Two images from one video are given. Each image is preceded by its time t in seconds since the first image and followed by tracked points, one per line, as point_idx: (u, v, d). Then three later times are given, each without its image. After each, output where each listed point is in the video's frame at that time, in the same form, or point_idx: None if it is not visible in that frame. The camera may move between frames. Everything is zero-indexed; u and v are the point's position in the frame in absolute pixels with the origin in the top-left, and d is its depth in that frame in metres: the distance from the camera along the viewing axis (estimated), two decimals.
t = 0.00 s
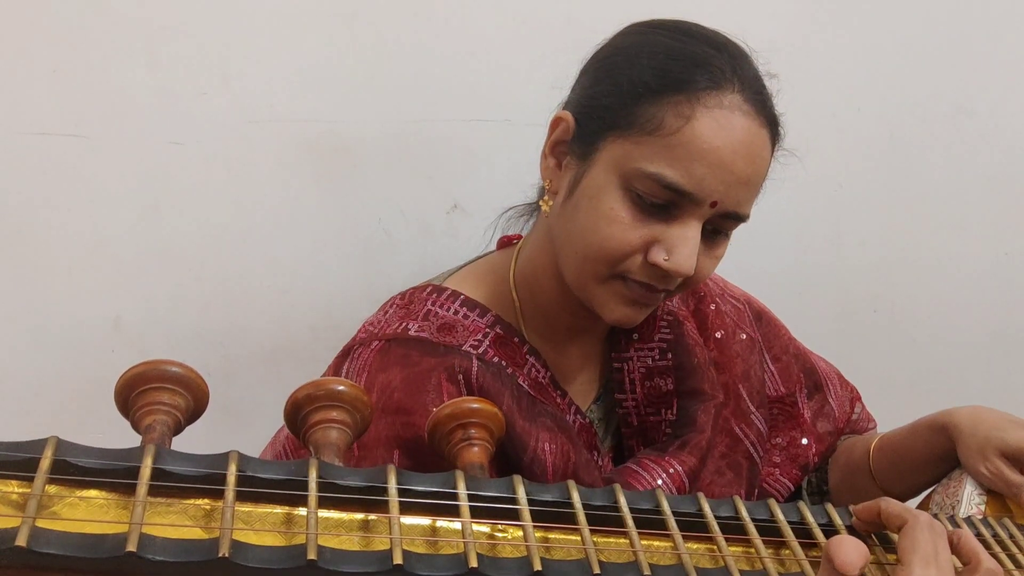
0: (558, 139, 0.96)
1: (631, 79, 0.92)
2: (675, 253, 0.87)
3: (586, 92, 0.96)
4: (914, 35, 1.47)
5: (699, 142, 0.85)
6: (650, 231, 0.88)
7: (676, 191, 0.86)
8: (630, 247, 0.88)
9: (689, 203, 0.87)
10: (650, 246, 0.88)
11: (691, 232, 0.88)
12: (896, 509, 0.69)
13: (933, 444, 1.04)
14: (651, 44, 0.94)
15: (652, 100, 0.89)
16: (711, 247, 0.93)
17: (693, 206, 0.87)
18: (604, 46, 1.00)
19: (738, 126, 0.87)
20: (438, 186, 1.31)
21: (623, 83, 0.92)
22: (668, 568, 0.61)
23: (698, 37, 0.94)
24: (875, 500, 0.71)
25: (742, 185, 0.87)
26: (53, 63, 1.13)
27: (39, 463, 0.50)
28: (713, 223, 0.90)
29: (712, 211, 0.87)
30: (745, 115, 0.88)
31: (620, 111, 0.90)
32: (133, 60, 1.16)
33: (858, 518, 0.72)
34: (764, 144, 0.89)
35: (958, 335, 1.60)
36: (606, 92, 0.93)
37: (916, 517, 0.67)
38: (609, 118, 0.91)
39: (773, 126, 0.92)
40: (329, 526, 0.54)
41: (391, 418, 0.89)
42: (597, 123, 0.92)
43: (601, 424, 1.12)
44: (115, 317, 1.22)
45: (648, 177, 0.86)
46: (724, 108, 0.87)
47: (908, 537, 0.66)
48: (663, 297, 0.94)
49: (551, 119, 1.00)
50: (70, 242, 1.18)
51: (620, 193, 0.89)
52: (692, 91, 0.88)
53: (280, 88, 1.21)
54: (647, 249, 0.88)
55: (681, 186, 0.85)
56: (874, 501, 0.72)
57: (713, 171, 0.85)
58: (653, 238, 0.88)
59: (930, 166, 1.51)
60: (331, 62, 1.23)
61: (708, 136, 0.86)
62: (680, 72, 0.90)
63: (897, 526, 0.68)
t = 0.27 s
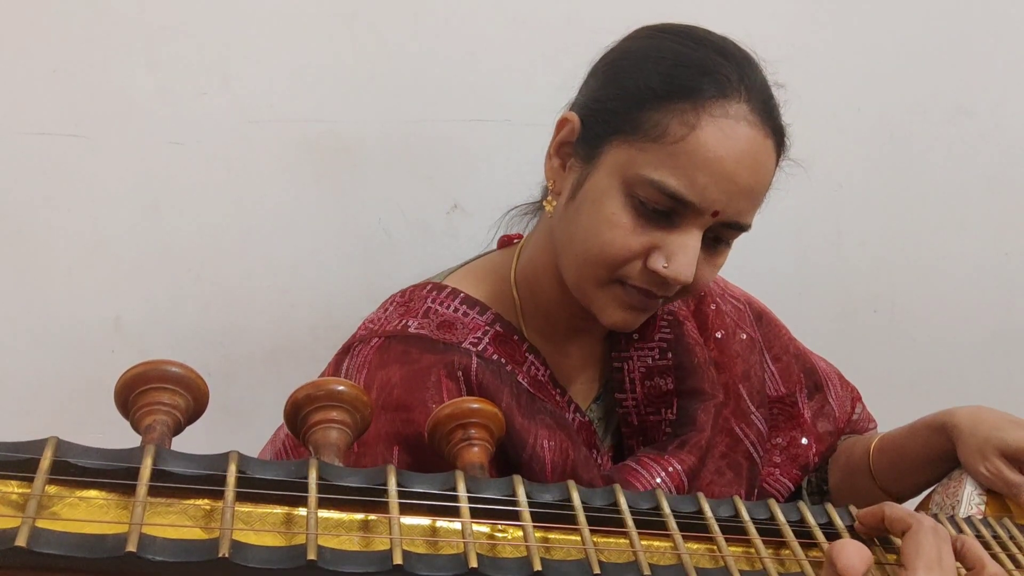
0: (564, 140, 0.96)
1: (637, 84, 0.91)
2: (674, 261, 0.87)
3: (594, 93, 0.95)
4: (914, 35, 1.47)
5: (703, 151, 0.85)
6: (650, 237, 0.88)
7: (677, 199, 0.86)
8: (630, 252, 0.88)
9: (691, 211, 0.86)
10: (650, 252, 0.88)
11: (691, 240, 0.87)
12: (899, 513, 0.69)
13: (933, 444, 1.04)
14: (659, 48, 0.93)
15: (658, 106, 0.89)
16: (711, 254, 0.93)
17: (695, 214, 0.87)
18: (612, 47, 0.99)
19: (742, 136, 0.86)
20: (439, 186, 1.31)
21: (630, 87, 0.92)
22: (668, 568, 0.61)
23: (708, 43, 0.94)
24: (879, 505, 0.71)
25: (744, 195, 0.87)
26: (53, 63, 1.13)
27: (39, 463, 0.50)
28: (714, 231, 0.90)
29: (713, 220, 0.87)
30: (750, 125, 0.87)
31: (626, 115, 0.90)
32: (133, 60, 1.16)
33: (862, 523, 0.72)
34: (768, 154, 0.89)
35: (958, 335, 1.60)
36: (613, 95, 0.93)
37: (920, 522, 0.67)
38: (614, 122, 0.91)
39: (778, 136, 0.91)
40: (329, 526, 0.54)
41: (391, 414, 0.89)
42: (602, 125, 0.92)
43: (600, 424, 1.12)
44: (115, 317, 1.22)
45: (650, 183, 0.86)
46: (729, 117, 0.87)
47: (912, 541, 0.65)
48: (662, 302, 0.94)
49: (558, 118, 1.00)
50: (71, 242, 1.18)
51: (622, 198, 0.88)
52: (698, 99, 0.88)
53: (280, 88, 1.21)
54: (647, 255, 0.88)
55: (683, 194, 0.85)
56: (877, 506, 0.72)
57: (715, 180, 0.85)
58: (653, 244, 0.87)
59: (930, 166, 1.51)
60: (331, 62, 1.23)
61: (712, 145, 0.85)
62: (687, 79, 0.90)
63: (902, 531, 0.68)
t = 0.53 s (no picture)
0: (568, 140, 0.96)
1: (643, 89, 0.91)
2: (673, 268, 0.87)
3: (600, 94, 0.95)
4: (914, 35, 1.47)
5: (706, 160, 0.85)
6: (649, 243, 0.88)
7: (677, 207, 0.86)
8: (630, 258, 0.88)
9: (690, 219, 0.86)
10: (649, 258, 0.88)
11: (690, 247, 0.87)
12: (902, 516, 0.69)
13: (933, 445, 1.04)
14: (666, 53, 0.93)
15: (663, 113, 0.88)
16: (710, 262, 0.93)
17: (694, 222, 0.86)
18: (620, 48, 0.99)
19: (746, 146, 0.86)
20: (439, 186, 1.31)
21: (636, 91, 0.92)
22: (668, 568, 0.61)
23: (717, 51, 0.93)
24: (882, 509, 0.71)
25: (744, 204, 0.87)
26: (53, 63, 1.13)
27: (39, 463, 0.50)
28: (714, 239, 0.90)
29: (712, 229, 0.87)
30: (754, 135, 0.87)
31: (630, 120, 0.90)
32: (133, 60, 1.16)
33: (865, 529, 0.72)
34: (771, 164, 0.88)
35: (958, 335, 1.60)
36: (618, 99, 0.93)
37: (924, 525, 0.68)
38: (618, 126, 0.91)
39: (782, 146, 0.91)
40: (329, 526, 0.54)
41: (390, 412, 0.89)
42: (606, 127, 0.92)
43: (600, 423, 1.12)
44: (115, 317, 1.22)
45: (651, 189, 0.86)
46: (733, 126, 0.87)
47: (917, 545, 0.66)
48: (659, 307, 0.94)
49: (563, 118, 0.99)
50: (71, 242, 1.18)
51: (623, 203, 0.88)
52: (703, 107, 0.87)
53: (280, 87, 1.21)
54: (645, 261, 0.88)
55: (683, 202, 0.85)
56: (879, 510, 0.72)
57: (716, 189, 0.85)
58: (652, 250, 0.87)
59: (930, 166, 1.51)
60: (331, 62, 1.23)
61: (715, 153, 0.85)
62: (692, 86, 0.89)
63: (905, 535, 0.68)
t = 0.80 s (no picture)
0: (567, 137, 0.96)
1: (638, 85, 0.91)
2: (671, 263, 0.86)
3: (597, 92, 0.96)
4: (914, 35, 1.47)
5: (702, 154, 0.84)
6: (647, 238, 0.87)
7: (674, 202, 0.85)
8: (628, 253, 0.87)
9: (688, 213, 0.86)
10: (647, 253, 0.87)
11: (688, 242, 0.87)
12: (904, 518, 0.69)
13: (933, 445, 1.04)
14: (662, 50, 0.93)
15: (659, 108, 0.88)
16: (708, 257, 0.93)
17: (692, 216, 0.86)
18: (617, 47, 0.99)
19: (742, 141, 0.86)
20: (439, 186, 1.30)
21: (632, 88, 0.92)
22: (669, 569, 0.61)
23: (712, 48, 0.93)
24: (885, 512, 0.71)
25: (742, 199, 0.86)
26: (52, 63, 1.13)
27: (38, 465, 0.49)
28: (712, 234, 0.89)
29: (710, 223, 0.86)
30: (750, 130, 0.87)
31: (626, 116, 0.90)
32: (133, 59, 1.16)
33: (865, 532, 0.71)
34: (768, 160, 0.88)
35: (958, 335, 1.60)
36: (614, 96, 0.93)
37: (927, 529, 0.67)
38: (614, 122, 0.91)
39: (778, 141, 0.91)
40: (329, 528, 0.54)
41: (390, 411, 0.88)
42: (603, 124, 0.92)
43: (599, 422, 1.12)
44: (115, 318, 1.22)
45: (647, 185, 0.86)
46: (728, 120, 0.86)
47: (919, 548, 0.65)
48: (659, 304, 0.93)
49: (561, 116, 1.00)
50: (70, 242, 1.18)
51: (621, 198, 0.88)
52: (699, 102, 0.87)
53: (279, 87, 1.21)
54: (643, 256, 0.87)
55: (680, 196, 0.84)
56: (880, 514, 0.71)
57: (713, 184, 0.84)
58: (650, 246, 0.87)
59: (931, 165, 1.51)
60: (331, 62, 1.22)
61: (710, 147, 0.85)
62: (689, 82, 0.89)
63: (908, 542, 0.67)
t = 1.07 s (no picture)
0: (537, 129, 0.98)
1: (601, 60, 0.94)
2: (666, 221, 0.88)
3: (558, 80, 0.98)
4: (914, 35, 1.47)
5: (675, 109, 0.88)
6: (638, 203, 0.89)
7: (659, 160, 0.88)
8: (622, 221, 0.89)
9: (673, 169, 0.89)
10: (641, 217, 0.89)
11: (679, 198, 0.89)
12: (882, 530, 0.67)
13: (932, 443, 1.04)
14: (616, 26, 0.96)
15: (623, 76, 0.91)
16: (697, 214, 0.95)
17: (676, 171, 0.89)
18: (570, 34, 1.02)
19: (708, 91, 0.89)
20: (439, 186, 1.31)
21: (594, 65, 0.94)
22: (669, 568, 0.61)
23: (657, 14, 0.97)
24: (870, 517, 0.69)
25: (720, 146, 0.90)
26: (52, 63, 1.13)
27: (39, 463, 0.50)
28: (697, 188, 0.92)
29: (695, 175, 0.89)
30: (713, 80, 0.91)
31: (594, 91, 0.93)
32: (132, 60, 1.16)
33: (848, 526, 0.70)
34: (735, 107, 0.91)
35: (959, 335, 1.60)
36: (579, 77, 0.95)
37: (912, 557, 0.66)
38: (584, 99, 0.93)
39: (741, 89, 0.95)
40: (329, 525, 0.54)
41: (382, 409, 0.88)
42: (573, 107, 0.94)
43: (595, 418, 1.12)
44: (115, 318, 1.22)
45: (630, 150, 0.88)
46: (693, 74, 0.90)
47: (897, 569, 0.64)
48: (659, 269, 0.95)
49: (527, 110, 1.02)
50: (70, 242, 1.18)
51: (606, 169, 0.90)
52: (660, 63, 0.91)
53: (279, 87, 1.21)
54: (637, 221, 0.89)
55: (663, 154, 0.88)
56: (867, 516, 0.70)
57: (691, 135, 0.88)
58: (643, 209, 0.89)
59: (930, 165, 1.52)
60: (331, 62, 1.23)
61: (681, 102, 0.88)
62: (646, 46, 0.92)
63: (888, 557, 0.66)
